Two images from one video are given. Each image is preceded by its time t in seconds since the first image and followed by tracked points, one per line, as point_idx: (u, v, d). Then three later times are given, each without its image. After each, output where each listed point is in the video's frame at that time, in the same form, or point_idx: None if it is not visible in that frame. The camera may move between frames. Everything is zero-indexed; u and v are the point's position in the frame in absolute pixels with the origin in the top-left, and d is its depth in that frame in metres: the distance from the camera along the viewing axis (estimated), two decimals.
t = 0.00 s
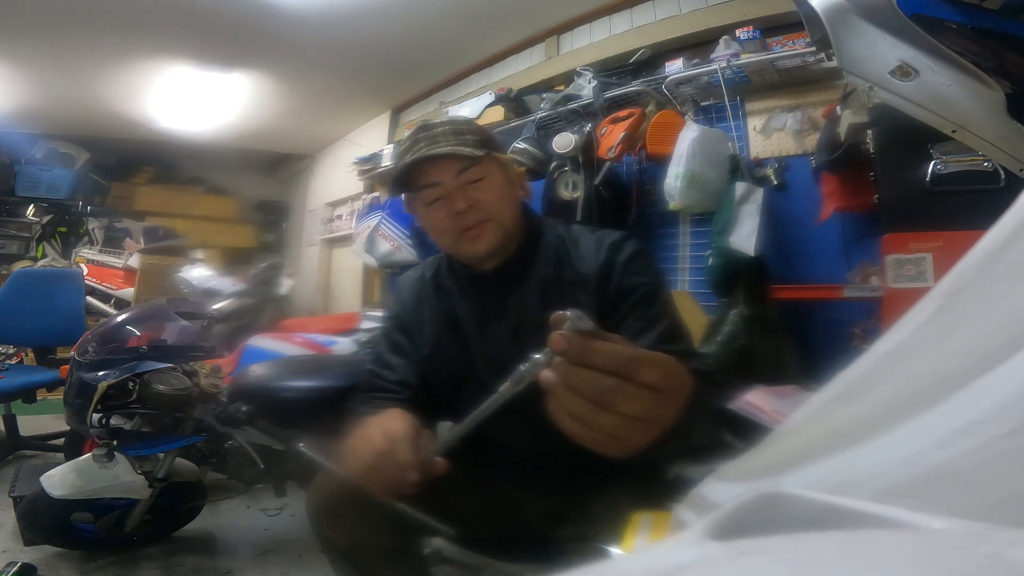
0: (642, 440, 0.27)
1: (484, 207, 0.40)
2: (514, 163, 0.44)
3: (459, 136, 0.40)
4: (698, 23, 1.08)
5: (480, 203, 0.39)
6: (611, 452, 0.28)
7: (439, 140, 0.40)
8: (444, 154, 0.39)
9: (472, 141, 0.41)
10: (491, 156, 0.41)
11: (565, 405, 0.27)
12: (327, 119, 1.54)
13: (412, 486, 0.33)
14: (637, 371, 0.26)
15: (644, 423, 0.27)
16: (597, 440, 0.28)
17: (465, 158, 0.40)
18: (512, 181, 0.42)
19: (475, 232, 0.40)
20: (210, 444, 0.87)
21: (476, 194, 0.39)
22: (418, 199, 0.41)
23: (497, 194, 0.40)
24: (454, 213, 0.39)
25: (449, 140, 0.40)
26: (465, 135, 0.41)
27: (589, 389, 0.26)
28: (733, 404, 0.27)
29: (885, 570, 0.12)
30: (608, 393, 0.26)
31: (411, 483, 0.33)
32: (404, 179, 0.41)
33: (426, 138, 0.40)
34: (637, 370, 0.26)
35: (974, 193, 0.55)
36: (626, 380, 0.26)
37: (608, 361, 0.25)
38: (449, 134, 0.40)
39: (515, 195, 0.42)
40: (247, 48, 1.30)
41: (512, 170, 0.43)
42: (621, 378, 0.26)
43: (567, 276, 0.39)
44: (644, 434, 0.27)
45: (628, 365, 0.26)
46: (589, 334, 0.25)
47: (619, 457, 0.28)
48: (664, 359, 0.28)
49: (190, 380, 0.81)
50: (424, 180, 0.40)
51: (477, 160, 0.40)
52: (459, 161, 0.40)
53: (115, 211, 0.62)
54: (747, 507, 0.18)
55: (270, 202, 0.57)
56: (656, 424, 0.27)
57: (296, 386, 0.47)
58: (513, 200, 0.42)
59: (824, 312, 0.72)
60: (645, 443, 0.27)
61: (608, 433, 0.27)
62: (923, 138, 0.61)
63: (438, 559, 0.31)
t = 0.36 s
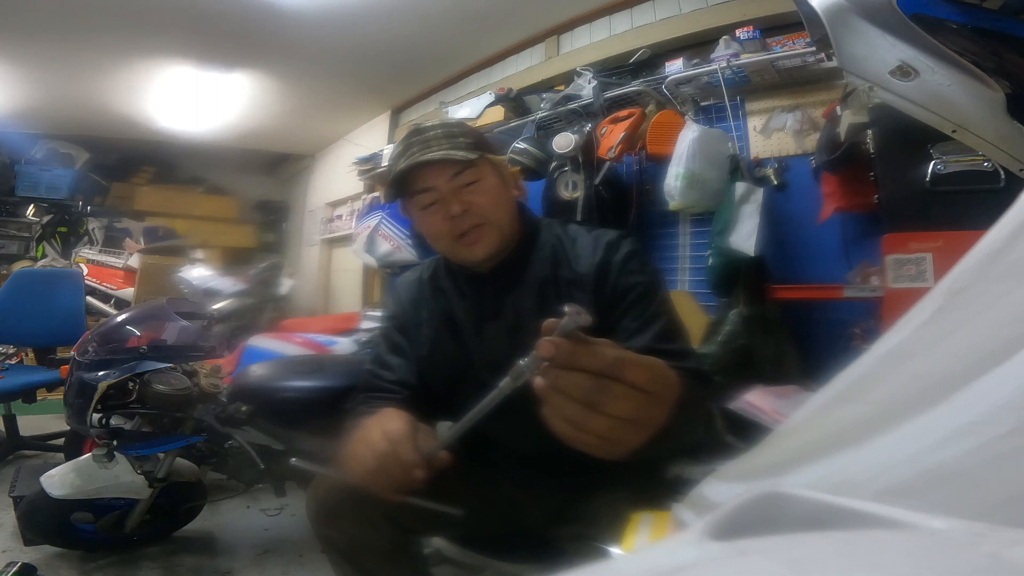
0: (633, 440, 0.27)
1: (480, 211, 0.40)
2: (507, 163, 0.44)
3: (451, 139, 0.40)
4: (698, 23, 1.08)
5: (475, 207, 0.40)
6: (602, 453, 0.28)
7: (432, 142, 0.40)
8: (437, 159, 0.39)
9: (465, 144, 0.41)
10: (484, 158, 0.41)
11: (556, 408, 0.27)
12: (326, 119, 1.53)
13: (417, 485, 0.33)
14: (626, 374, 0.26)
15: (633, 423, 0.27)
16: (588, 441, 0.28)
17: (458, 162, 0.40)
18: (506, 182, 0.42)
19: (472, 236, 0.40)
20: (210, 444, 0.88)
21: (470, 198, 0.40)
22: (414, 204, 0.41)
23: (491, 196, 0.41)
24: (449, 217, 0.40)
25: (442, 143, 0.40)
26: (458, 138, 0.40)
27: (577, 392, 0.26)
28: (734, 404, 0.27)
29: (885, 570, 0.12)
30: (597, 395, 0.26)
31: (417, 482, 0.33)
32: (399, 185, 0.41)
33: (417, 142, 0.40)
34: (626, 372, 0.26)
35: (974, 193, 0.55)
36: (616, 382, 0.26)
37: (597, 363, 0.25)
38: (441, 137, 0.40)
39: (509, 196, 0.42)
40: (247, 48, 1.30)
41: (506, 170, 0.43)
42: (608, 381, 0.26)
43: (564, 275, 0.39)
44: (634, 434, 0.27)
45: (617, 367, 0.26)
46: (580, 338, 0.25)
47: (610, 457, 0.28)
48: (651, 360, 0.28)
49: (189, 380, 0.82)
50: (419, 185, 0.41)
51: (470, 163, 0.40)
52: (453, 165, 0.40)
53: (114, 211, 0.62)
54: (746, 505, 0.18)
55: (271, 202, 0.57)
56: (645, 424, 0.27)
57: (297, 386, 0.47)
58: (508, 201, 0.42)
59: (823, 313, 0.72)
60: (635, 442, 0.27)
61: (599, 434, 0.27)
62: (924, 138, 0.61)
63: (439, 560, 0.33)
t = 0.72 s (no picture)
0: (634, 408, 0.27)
1: (476, 209, 0.40)
2: (504, 162, 0.44)
3: (447, 136, 0.40)
4: (698, 23, 1.08)
5: (470, 204, 0.39)
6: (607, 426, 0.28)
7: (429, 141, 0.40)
8: (433, 157, 0.39)
9: (461, 142, 0.40)
10: (481, 156, 0.41)
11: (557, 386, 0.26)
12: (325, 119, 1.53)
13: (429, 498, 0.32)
14: (619, 341, 0.26)
15: (632, 390, 0.27)
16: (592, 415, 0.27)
17: (455, 159, 0.39)
18: (503, 180, 0.42)
19: (469, 234, 0.40)
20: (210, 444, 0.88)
21: (466, 195, 0.39)
22: (409, 201, 0.41)
23: (487, 193, 0.40)
24: (445, 214, 0.40)
25: (439, 142, 0.40)
26: (454, 137, 0.40)
27: (574, 364, 0.26)
28: (735, 405, 0.27)
29: (886, 569, 0.12)
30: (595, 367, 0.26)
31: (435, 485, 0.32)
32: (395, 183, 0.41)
33: (413, 140, 0.40)
34: (619, 341, 0.26)
35: (973, 193, 0.55)
36: (611, 352, 0.26)
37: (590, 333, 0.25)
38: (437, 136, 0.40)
39: (507, 193, 0.42)
40: (247, 48, 1.30)
41: (503, 168, 0.43)
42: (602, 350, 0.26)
43: (564, 274, 0.39)
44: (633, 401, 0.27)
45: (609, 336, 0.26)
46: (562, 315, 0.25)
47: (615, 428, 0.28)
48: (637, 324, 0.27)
49: (189, 381, 0.83)
50: (415, 183, 0.40)
51: (465, 160, 0.40)
52: (449, 162, 0.39)
53: (115, 211, 0.63)
54: (745, 506, 0.18)
55: (270, 202, 0.57)
56: (643, 389, 0.27)
57: (296, 386, 0.47)
58: (505, 199, 0.42)
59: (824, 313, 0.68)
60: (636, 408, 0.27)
61: (602, 405, 0.27)
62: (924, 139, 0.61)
63: (438, 559, 0.33)
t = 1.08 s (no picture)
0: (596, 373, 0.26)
1: (478, 203, 0.39)
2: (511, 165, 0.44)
3: (454, 134, 0.41)
4: (699, 23, 1.09)
5: (472, 198, 0.39)
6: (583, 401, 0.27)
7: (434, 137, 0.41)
8: (437, 154, 0.40)
9: (467, 140, 0.41)
10: (487, 155, 0.42)
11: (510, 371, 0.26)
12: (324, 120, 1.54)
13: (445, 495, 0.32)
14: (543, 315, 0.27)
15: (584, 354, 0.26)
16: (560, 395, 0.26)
17: (459, 157, 0.40)
18: (509, 180, 0.42)
19: (470, 227, 0.40)
20: (210, 444, 0.88)
21: (469, 189, 0.40)
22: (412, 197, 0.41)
23: (491, 190, 0.40)
24: (447, 208, 0.39)
25: (445, 139, 0.41)
26: (460, 135, 0.41)
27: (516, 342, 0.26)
28: (734, 404, 0.27)
29: (886, 567, 0.12)
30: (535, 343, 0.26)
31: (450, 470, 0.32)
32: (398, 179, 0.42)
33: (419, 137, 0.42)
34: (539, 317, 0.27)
35: (972, 193, 0.55)
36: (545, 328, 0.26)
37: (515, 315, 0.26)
38: (445, 133, 0.41)
39: (512, 193, 0.42)
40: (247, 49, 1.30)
41: (509, 170, 0.44)
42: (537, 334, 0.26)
43: (564, 274, 0.39)
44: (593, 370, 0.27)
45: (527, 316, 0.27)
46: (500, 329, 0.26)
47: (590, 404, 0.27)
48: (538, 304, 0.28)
49: (190, 381, 0.84)
50: (419, 178, 0.41)
51: (470, 158, 0.41)
52: (454, 159, 0.41)
53: (115, 211, 0.63)
54: (745, 505, 0.18)
55: (271, 202, 0.57)
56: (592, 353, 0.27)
57: (296, 386, 0.47)
58: (510, 198, 0.41)
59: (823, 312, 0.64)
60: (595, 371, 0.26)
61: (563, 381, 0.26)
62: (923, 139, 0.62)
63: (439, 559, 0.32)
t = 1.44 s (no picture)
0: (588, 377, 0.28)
1: (477, 203, 0.40)
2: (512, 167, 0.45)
3: (455, 135, 0.41)
4: (699, 23, 1.10)
5: (471, 199, 0.40)
6: (577, 406, 0.28)
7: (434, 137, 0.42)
8: (437, 153, 0.40)
9: (468, 141, 0.42)
10: (487, 156, 0.42)
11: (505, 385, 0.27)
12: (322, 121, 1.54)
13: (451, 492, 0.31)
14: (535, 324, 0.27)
15: (575, 362, 0.28)
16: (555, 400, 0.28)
17: (459, 158, 0.41)
18: (509, 181, 0.43)
19: (468, 227, 0.39)
20: (211, 443, 0.88)
21: (468, 190, 0.40)
22: (410, 197, 0.41)
23: (490, 191, 0.40)
24: (446, 208, 0.40)
25: (446, 139, 0.41)
26: (461, 135, 0.42)
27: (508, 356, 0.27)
28: (737, 404, 0.28)
29: (886, 568, 0.13)
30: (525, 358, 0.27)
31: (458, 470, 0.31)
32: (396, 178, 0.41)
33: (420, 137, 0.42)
34: (530, 328, 0.27)
35: (971, 194, 0.55)
36: (534, 341, 0.26)
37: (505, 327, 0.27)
38: (446, 133, 0.41)
39: (512, 194, 0.42)
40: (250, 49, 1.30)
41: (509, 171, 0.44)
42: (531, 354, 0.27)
43: (562, 275, 0.39)
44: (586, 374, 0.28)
45: (516, 324, 0.27)
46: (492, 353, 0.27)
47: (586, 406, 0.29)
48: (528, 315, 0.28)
49: (190, 381, 0.84)
50: (419, 178, 0.41)
51: (471, 159, 0.41)
52: (454, 160, 0.41)
53: (115, 211, 0.63)
54: (746, 505, 0.19)
55: (271, 202, 0.57)
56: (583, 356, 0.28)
57: (297, 387, 0.47)
58: (509, 200, 0.42)
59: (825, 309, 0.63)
60: (587, 377, 0.28)
61: (556, 389, 0.28)
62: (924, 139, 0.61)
63: (439, 559, 0.31)
